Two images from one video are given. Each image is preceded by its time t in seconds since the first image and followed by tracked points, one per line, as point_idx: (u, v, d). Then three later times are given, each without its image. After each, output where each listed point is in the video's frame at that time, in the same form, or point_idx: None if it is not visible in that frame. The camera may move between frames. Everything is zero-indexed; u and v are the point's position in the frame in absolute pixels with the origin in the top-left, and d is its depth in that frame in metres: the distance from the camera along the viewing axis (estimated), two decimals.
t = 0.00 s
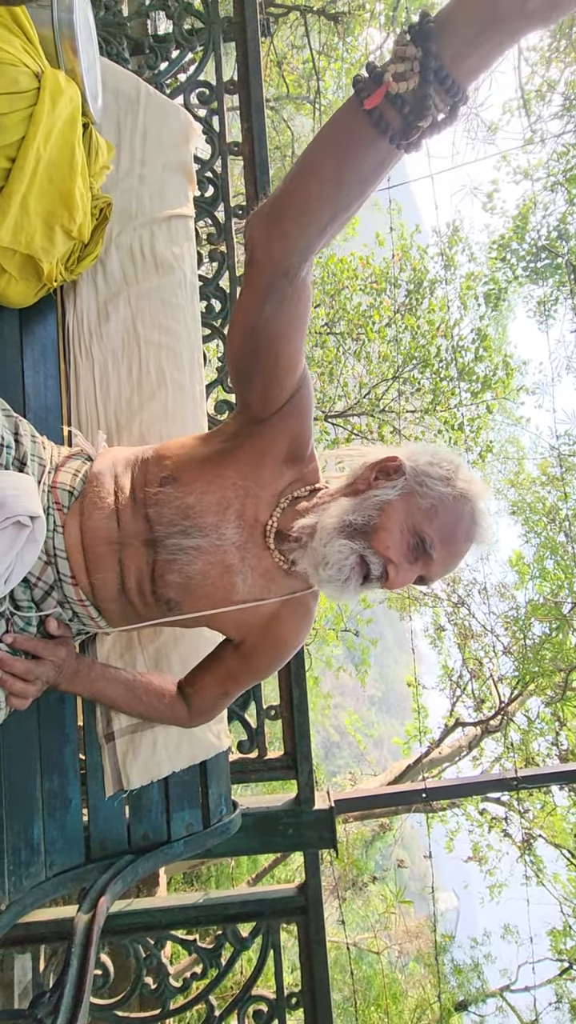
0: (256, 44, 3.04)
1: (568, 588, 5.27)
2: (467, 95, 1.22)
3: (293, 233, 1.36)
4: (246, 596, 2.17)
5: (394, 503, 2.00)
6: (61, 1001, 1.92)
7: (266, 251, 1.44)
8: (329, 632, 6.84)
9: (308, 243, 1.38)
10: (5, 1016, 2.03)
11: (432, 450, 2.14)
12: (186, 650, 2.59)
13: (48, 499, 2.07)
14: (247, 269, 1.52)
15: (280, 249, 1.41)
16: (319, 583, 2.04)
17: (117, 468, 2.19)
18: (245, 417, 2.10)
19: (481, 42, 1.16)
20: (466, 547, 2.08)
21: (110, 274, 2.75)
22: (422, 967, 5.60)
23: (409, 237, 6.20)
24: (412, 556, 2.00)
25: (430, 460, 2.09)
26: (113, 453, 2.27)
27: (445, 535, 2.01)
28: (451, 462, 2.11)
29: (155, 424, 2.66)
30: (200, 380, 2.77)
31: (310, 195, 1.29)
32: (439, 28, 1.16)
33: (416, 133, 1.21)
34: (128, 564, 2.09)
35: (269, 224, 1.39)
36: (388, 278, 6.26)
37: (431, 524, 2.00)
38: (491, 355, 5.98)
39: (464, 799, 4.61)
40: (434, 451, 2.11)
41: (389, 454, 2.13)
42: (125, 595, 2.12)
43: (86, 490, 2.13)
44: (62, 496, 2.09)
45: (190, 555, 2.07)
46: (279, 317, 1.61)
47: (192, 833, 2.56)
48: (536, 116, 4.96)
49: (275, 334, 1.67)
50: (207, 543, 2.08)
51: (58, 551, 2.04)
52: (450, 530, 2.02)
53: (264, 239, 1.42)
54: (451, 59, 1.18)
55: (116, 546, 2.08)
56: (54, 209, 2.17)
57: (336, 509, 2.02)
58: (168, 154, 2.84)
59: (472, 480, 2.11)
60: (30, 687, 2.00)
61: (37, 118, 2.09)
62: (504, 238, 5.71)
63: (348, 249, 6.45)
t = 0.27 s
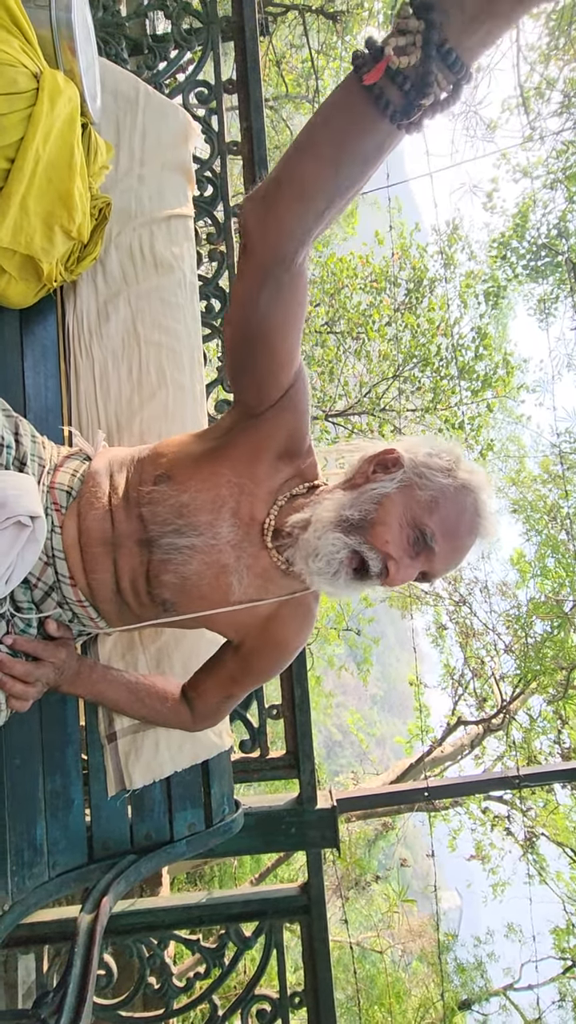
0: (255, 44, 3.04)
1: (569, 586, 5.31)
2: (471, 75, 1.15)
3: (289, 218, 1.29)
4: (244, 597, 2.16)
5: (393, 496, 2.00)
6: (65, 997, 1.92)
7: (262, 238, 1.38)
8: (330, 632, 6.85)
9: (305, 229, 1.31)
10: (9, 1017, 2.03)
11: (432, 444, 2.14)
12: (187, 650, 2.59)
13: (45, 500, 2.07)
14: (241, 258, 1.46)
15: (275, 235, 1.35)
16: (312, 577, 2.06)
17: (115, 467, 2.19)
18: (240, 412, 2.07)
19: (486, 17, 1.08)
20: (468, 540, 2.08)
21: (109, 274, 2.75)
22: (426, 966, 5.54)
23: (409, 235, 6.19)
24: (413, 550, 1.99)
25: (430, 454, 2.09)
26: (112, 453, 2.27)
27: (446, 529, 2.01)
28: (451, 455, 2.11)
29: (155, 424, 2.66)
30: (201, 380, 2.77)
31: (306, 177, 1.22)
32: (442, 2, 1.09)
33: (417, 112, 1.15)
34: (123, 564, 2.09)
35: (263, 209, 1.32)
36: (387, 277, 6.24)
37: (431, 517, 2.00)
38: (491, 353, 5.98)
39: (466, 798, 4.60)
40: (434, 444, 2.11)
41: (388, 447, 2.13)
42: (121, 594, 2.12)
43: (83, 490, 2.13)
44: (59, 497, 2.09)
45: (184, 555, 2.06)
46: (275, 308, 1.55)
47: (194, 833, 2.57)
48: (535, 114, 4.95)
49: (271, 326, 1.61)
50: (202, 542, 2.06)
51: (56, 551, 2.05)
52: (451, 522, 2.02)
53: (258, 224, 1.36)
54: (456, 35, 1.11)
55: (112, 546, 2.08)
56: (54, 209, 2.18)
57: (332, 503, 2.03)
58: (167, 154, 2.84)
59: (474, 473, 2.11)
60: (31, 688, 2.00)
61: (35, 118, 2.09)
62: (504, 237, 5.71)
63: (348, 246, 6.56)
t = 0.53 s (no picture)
0: (253, 41, 3.04)
1: (570, 583, 5.30)
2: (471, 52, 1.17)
3: (285, 200, 1.30)
4: (242, 593, 2.16)
5: (391, 487, 2.01)
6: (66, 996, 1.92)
7: (257, 222, 1.38)
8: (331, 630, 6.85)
9: (301, 211, 1.31)
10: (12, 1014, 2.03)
11: (430, 435, 2.15)
12: (188, 649, 2.59)
13: (44, 498, 2.07)
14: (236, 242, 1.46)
15: (271, 218, 1.35)
16: (318, 576, 2.04)
17: (113, 466, 2.19)
18: (236, 405, 2.08)
19: None
20: (468, 530, 2.09)
21: (108, 272, 2.75)
22: (428, 965, 5.56)
23: (408, 234, 6.22)
24: (413, 542, 2.00)
25: (428, 444, 2.10)
26: (111, 452, 2.26)
27: (446, 519, 2.02)
28: (449, 445, 2.12)
29: (154, 422, 2.66)
30: (200, 379, 2.76)
31: (303, 158, 1.23)
32: None
33: (417, 89, 1.16)
34: (120, 562, 2.09)
35: (259, 191, 1.32)
36: (386, 275, 6.26)
37: (431, 507, 2.01)
38: (491, 351, 5.97)
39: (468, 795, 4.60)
40: (434, 434, 2.13)
41: (384, 437, 2.14)
42: (120, 592, 2.12)
43: (82, 489, 2.12)
44: (58, 495, 2.09)
45: (182, 551, 2.06)
46: (271, 292, 1.57)
47: (196, 831, 2.57)
48: (533, 112, 4.95)
49: (267, 311, 1.63)
50: (199, 538, 2.06)
51: (55, 549, 2.05)
52: (450, 512, 2.03)
53: (254, 208, 1.36)
54: (455, 9, 1.13)
55: (109, 544, 2.08)
56: (52, 207, 2.18)
57: (329, 497, 2.04)
58: (166, 152, 2.84)
59: (474, 461, 2.12)
60: (31, 686, 2.00)
61: (33, 116, 2.09)
62: (503, 234, 5.70)
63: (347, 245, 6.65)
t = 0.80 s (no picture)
0: (250, 42, 3.04)
1: (570, 582, 5.29)
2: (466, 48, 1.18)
3: (277, 194, 1.28)
4: (241, 588, 2.17)
5: (386, 477, 2.02)
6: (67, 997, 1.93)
7: (250, 214, 1.37)
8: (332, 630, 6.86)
9: (294, 206, 1.30)
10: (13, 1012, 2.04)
11: (423, 422, 2.16)
12: (188, 648, 2.60)
13: (43, 497, 2.08)
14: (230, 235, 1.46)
15: (264, 211, 1.34)
16: (310, 565, 2.08)
17: (110, 465, 2.20)
18: (229, 401, 2.10)
19: None
20: (464, 517, 2.10)
21: (107, 273, 2.76)
22: (430, 963, 5.52)
23: (406, 234, 6.22)
24: (409, 532, 2.01)
25: (422, 432, 2.11)
26: (109, 451, 2.27)
27: (442, 507, 2.03)
28: (442, 432, 2.13)
29: (154, 422, 2.66)
30: (198, 378, 2.76)
31: (296, 153, 1.21)
32: None
33: (411, 85, 1.16)
34: (118, 560, 2.09)
35: (252, 184, 1.31)
36: (385, 275, 6.26)
37: (426, 496, 2.02)
38: (490, 350, 5.98)
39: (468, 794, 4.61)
40: (429, 423, 2.14)
41: (379, 428, 2.16)
42: (119, 590, 2.13)
43: (81, 488, 2.13)
44: (56, 495, 2.10)
45: (179, 547, 2.07)
46: (266, 283, 1.58)
47: (197, 830, 2.57)
48: (531, 111, 4.95)
49: (260, 301, 1.64)
50: (196, 534, 2.07)
51: (55, 549, 2.06)
52: (446, 500, 2.04)
53: (247, 201, 1.35)
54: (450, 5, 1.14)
55: (108, 543, 2.09)
56: (50, 208, 2.19)
57: (324, 487, 2.05)
58: (164, 153, 2.85)
59: (469, 448, 2.13)
60: (30, 686, 2.01)
61: (31, 117, 2.10)
62: (502, 232, 5.71)
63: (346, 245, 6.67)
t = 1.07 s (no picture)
0: (248, 44, 3.05)
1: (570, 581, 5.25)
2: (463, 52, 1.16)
3: (274, 197, 1.28)
4: (242, 584, 2.18)
5: (384, 470, 2.03)
6: (70, 996, 1.95)
7: (246, 216, 1.38)
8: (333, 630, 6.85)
9: (290, 209, 1.30)
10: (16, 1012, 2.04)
11: (420, 417, 2.16)
12: (189, 647, 2.60)
13: (43, 497, 2.09)
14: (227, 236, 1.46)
15: (260, 213, 1.34)
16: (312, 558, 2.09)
17: (110, 464, 2.21)
18: (227, 399, 2.11)
19: None
20: (463, 507, 2.10)
21: (106, 274, 2.77)
22: (432, 963, 5.55)
23: (405, 233, 6.18)
24: (408, 524, 2.02)
25: (419, 426, 2.11)
26: (109, 451, 2.27)
27: (440, 499, 2.03)
28: (439, 425, 2.14)
29: (154, 422, 2.67)
30: (198, 377, 2.77)
31: (292, 156, 1.21)
32: None
33: (408, 93, 1.14)
34: (120, 558, 2.10)
35: (249, 186, 1.31)
36: (384, 275, 6.25)
37: (424, 488, 2.02)
38: (490, 350, 5.98)
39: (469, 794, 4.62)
40: (426, 416, 2.15)
41: (376, 422, 2.16)
42: (121, 587, 2.13)
43: (81, 488, 2.14)
44: (57, 495, 2.11)
45: (180, 543, 2.07)
46: (263, 282, 1.58)
47: (198, 829, 2.57)
48: (529, 111, 4.96)
49: (258, 299, 1.65)
50: (197, 530, 2.08)
51: (56, 548, 2.07)
52: (444, 492, 2.04)
53: (243, 202, 1.35)
54: (446, 11, 1.12)
55: (109, 541, 2.10)
56: (49, 210, 2.19)
57: (324, 482, 2.06)
58: (162, 154, 2.85)
59: (466, 441, 2.14)
60: (32, 685, 2.01)
61: (30, 120, 2.10)
62: (501, 232, 5.70)
63: (345, 246, 6.69)
